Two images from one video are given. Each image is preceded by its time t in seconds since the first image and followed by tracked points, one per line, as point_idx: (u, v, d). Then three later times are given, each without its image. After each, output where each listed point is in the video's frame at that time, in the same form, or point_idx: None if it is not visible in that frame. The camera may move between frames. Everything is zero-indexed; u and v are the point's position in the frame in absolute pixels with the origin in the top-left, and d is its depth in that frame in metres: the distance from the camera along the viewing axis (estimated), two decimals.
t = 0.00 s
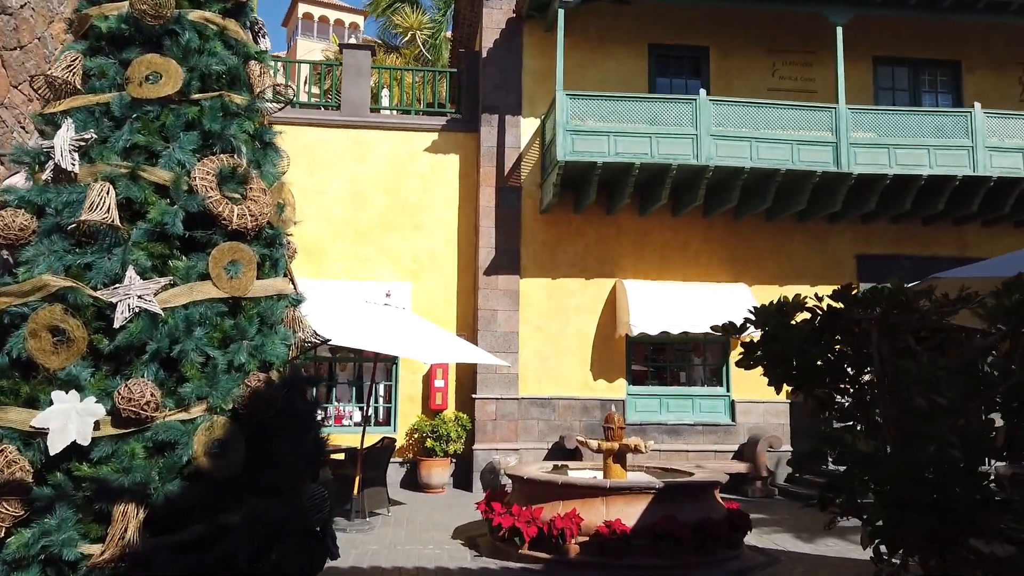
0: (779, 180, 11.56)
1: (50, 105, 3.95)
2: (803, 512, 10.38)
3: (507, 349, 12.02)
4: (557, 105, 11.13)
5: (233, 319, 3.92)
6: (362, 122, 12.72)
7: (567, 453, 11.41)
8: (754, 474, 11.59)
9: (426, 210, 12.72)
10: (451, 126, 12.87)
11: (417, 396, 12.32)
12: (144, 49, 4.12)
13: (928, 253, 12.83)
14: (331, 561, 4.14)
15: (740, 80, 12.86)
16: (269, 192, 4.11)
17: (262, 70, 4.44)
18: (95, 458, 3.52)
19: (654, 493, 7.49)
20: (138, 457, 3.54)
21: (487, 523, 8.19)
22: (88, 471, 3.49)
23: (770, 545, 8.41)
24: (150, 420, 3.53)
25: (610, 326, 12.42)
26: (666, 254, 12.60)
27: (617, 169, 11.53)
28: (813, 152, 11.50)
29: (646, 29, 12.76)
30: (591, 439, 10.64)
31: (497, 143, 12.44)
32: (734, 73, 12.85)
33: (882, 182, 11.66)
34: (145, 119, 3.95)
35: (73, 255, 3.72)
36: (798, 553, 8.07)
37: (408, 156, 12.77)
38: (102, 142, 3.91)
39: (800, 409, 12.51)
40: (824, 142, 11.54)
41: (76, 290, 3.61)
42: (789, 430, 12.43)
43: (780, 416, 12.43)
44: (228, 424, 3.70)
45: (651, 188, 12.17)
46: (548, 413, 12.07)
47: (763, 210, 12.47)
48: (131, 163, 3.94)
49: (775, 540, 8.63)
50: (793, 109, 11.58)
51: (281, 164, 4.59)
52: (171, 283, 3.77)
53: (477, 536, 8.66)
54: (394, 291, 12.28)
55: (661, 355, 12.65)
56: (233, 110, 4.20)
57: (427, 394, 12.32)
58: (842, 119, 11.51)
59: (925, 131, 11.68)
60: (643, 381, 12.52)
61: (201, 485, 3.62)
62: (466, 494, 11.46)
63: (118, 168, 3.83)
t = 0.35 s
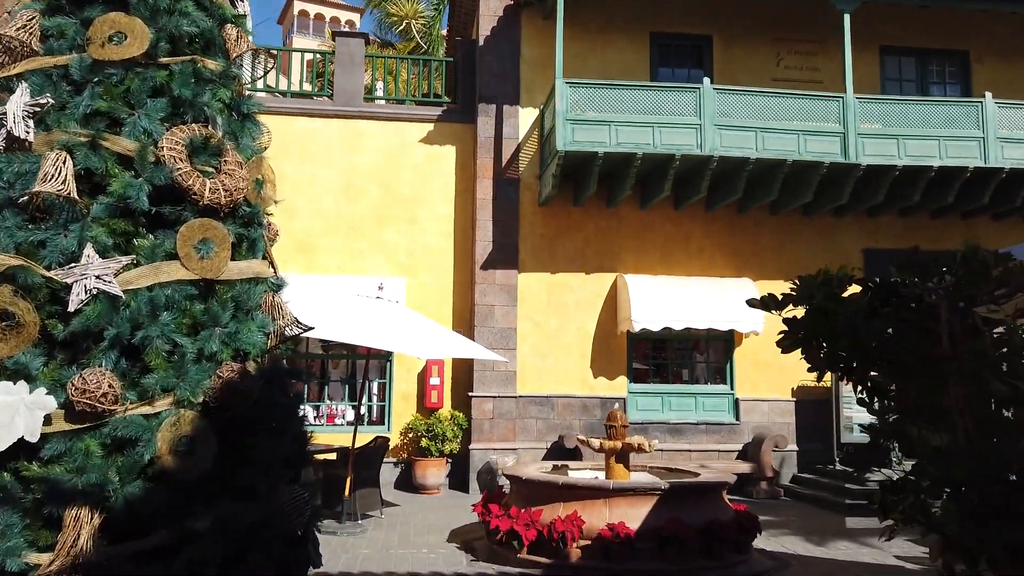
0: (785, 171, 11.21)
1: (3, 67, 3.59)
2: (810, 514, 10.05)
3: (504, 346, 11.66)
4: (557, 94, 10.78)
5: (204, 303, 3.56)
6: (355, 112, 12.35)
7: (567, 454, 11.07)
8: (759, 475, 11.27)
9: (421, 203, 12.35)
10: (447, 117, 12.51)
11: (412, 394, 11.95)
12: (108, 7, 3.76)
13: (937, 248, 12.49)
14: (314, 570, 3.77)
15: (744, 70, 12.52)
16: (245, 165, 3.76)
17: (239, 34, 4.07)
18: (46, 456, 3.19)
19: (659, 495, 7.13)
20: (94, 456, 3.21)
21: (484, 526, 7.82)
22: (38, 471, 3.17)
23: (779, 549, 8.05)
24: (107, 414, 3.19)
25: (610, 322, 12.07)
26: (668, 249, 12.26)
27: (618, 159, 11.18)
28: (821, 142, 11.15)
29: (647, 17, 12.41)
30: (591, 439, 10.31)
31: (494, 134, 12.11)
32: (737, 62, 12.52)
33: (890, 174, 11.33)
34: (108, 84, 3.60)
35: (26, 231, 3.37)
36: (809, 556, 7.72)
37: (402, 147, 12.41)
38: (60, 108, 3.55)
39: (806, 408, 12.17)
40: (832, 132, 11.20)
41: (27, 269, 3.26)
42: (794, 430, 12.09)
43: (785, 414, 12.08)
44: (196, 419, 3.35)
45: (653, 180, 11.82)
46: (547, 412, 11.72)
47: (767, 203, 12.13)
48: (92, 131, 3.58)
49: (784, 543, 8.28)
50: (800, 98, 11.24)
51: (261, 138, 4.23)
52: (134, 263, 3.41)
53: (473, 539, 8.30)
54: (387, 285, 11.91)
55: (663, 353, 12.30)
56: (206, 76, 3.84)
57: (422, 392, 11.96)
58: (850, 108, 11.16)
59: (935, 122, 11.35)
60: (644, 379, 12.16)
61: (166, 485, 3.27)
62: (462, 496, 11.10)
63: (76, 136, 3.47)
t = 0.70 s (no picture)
0: (793, 163, 10.86)
1: None
2: (820, 518, 9.72)
3: (503, 344, 11.30)
4: (557, 83, 10.43)
5: (171, 291, 3.20)
6: (349, 103, 11.98)
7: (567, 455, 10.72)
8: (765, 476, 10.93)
9: (416, 196, 11.98)
10: (443, 108, 12.14)
11: (407, 393, 11.57)
12: None
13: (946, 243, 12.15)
14: None
15: (749, 60, 12.18)
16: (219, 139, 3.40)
17: None
18: None
19: (666, 499, 6.79)
20: (43, 463, 2.87)
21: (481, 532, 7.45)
22: None
23: (790, 555, 7.71)
24: (57, 416, 2.85)
25: (612, 319, 11.72)
26: (671, 244, 11.91)
27: (620, 151, 10.83)
28: (829, 134, 10.81)
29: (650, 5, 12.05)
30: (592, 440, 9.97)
31: (492, 126, 11.75)
32: (742, 52, 12.17)
33: (901, 167, 10.99)
34: (64, 48, 3.23)
35: None
36: (822, 563, 7.38)
37: (397, 139, 12.04)
38: (10, 74, 3.18)
39: (813, 408, 11.83)
40: (841, 123, 10.85)
41: None
42: (801, 430, 11.74)
43: (791, 414, 11.75)
44: (161, 422, 3.00)
45: (656, 173, 11.47)
46: (547, 412, 11.36)
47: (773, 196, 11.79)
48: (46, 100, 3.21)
49: (795, 549, 7.93)
50: (808, 88, 10.89)
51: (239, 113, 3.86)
52: (91, 246, 3.05)
53: (471, 545, 7.94)
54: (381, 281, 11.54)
55: (665, 351, 11.93)
56: (176, 41, 3.46)
57: (418, 392, 11.59)
58: (859, 99, 10.82)
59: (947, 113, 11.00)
60: (647, 377, 11.81)
61: (124, 496, 2.93)
62: (458, 499, 10.75)
63: (27, 104, 3.11)
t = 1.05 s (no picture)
0: (800, 157, 10.52)
1: None
2: (829, 523, 9.37)
3: (500, 343, 10.95)
4: (557, 73, 10.08)
5: (124, 282, 3.08)
6: (341, 94, 11.62)
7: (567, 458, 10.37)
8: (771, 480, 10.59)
9: (410, 191, 11.62)
10: (439, 100, 11.79)
11: (401, 394, 11.21)
12: None
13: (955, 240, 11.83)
14: None
15: (753, 52, 11.84)
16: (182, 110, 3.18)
17: None
18: None
19: (673, 506, 6.43)
20: None
21: (478, 540, 7.08)
22: None
23: (801, 564, 7.35)
24: None
25: (612, 318, 11.36)
26: (673, 240, 11.56)
27: (622, 143, 10.48)
28: (838, 126, 10.46)
29: None
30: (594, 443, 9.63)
31: (489, 118, 11.40)
32: (746, 43, 11.82)
33: (911, 160, 10.66)
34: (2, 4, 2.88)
35: None
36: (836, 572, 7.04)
37: (391, 132, 11.69)
38: None
39: (819, 409, 11.49)
40: (850, 115, 10.50)
41: None
42: (807, 432, 11.40)
43: (797, 416, 11.40)
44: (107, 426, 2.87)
45: (658, 167, 11.12)
46: (545, 414, 11.01)
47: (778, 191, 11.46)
48: None
49: (807, 557, 7.60)
50: (815, 79, 10.56)
51: (209, 88, 3.59)
52: (35, 230, 2.88)
53: (467, 554, 7.58)
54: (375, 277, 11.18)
55: (667, 350, 11.57)
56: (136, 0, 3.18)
57: (413, 392, 11.22)
58: (868, 90, 10.49)
59: (959, 105, 10.66)
60: (648, 378, 11.45)
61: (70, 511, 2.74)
62: (454, 503, 10.40)
63: None
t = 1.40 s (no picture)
0: (800, 146, 10.21)
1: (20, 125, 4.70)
2: (830, 524, 9.06)
3: (492, 338, 10.63)
4: (550, 59, 9.76)
5: (51, 259, 3.93)
6: (327, 82, 11.28)
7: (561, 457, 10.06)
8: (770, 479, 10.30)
9: (399, 182, 11.28)
10: (429, 88, 11.45)
11: (390, 391, 10.87)
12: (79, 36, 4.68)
13: (957, 234, 11.55)
14: None
15: (752, 39, 11.53)
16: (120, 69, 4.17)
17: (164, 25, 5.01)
18: None
19: (671, 507, 6.12)
20: None
21: (466, 543, 6.74)
22: None
23: (804, 567, 7.04)
24: None
25: (608, 313, 11.05)
26: (670, 232, 11.25)
27: (616, 132, 10.16)
28: (839, 114, 10.16)
29: None
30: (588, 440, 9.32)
31: (480, 107, 11.07)
32: (744, 31, 11.51)
33: (914, 150, 10.36)
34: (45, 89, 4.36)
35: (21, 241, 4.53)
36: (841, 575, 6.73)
37: (379, 121, 11.35)
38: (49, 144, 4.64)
39: (819, 406, 11.20)
40: (852, 103, 10.19)
41: None
42: (806, 429, 11.11)
43: (796, 413, 11.10)
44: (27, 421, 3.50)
45: (654, 157, 10.80)
46: (538, 411, 10.69)
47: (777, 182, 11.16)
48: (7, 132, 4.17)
49: (809, 558, 7.29)
50: (816, 66, 10.25)
51: (154, 42, 4.92)
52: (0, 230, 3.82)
53: (456, 557, 7.26)
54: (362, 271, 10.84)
55: (663, 346, 11.26)
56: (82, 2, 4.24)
57: (402, 389, 10.89)
58: (870, 78, 10.20)
59: (963, 93, 10.36)
60: (644, 374, 11.14)
61: None
62: (444, 504, 10.08)
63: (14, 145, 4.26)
